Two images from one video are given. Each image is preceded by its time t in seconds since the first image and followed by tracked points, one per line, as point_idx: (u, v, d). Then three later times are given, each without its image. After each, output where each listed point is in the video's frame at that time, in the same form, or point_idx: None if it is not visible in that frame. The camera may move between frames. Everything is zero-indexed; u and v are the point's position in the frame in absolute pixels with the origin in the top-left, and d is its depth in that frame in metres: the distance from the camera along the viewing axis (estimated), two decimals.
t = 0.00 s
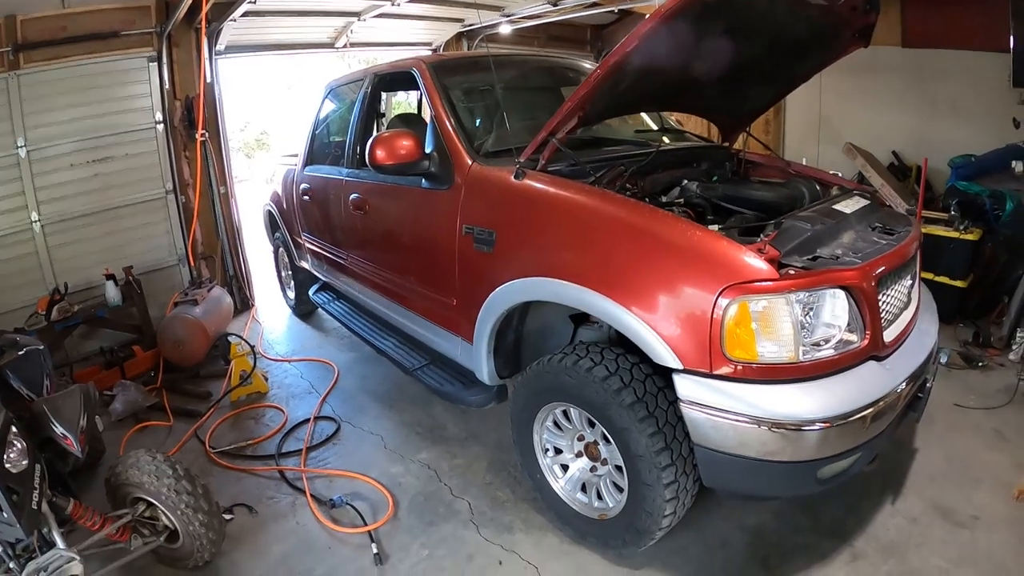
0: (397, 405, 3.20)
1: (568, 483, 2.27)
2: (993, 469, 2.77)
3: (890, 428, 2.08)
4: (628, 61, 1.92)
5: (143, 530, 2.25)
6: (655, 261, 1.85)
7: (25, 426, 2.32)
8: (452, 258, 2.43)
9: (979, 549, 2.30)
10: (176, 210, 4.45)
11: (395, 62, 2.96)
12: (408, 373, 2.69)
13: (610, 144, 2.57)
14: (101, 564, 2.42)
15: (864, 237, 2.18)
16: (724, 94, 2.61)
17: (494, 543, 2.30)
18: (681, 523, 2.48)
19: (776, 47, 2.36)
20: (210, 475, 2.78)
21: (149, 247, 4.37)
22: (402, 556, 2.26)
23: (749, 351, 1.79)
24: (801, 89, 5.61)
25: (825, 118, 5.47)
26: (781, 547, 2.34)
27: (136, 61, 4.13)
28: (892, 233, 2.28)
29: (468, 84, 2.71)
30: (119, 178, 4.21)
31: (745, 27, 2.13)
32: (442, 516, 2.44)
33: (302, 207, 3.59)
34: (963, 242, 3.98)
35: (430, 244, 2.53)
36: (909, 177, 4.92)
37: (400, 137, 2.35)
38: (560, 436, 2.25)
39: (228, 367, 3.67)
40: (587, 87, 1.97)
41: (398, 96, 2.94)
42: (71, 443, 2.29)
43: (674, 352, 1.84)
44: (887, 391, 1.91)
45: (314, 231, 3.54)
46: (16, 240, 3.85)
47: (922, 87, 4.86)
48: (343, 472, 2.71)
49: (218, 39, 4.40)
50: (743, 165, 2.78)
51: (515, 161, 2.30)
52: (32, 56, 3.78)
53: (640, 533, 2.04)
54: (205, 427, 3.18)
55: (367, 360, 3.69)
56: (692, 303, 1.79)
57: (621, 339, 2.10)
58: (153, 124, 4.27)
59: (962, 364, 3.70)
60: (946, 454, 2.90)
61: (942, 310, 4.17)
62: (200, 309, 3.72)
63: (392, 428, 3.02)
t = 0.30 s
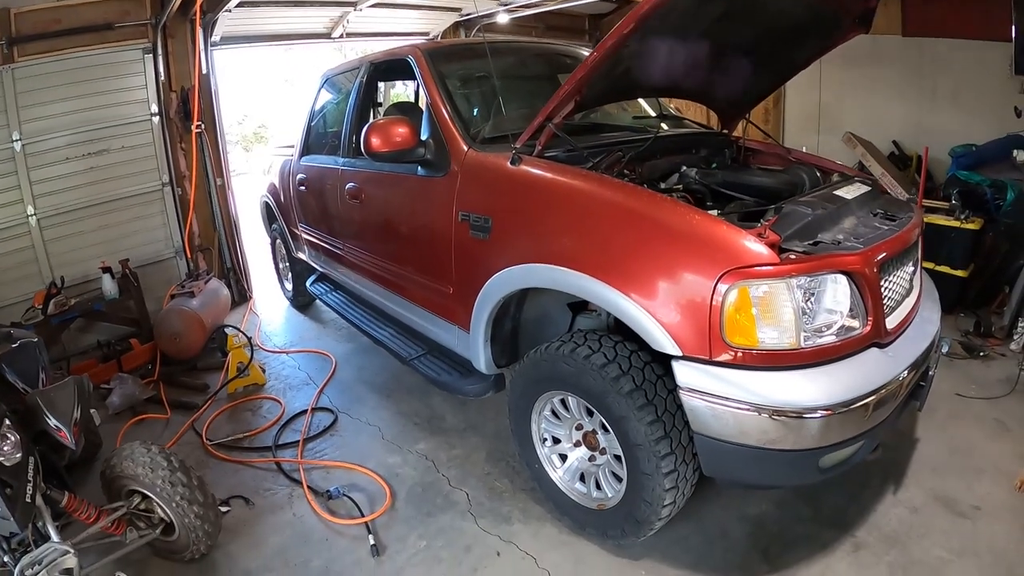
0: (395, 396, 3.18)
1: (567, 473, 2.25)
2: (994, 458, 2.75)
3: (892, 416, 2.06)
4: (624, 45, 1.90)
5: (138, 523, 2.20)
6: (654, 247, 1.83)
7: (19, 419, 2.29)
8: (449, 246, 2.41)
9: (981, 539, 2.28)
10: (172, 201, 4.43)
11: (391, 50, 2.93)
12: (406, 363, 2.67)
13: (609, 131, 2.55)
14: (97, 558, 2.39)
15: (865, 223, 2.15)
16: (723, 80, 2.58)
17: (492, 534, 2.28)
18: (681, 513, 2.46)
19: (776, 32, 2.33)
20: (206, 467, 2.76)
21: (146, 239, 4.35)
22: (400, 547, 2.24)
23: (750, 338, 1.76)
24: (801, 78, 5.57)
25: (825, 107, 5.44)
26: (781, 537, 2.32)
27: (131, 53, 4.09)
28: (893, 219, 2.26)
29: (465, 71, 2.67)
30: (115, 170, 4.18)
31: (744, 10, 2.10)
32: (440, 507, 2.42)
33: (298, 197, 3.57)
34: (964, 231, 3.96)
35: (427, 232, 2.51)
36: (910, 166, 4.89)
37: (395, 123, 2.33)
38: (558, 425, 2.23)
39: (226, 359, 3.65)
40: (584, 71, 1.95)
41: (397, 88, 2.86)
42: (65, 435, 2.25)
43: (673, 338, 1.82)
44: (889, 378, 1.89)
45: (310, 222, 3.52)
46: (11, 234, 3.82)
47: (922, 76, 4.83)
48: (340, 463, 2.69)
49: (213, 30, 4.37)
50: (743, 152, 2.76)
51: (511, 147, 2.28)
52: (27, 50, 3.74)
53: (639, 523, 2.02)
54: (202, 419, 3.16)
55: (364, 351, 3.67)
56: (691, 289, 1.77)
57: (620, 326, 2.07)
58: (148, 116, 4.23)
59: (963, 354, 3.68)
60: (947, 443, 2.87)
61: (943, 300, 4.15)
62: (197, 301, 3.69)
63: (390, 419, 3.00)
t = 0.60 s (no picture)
0: (395, 386, 3.19)
1: (568, 460, 2.26)
2: (993, 446, 2.75)
3: (892, 403, 2.06)
4: (623, 32, 1.90)
5: (141, 515, 2.23)
6: (654, 234, 1.83)
7: (21, 412, 2.29)
8: (449, 235, 2.41)
9: (980, 526, 2.29)
10: (172, 194, 4.42)
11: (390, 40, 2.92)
12: (406, 352, 2.68)
13: (608, 119, 2.55)
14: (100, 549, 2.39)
15: (864, 210, 2.15)
16: (722, 68, 2.57)
17: (493, 522, 2.29)
18: (681, 501, 2.47)
19: (775, 20, 2.32)
20: (208, 458, 2.77)
21: (146, 233, 4.34)
22: (402, 536, 2.25)
23: (750, 324, 1.76)
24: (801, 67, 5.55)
25: (825, 96, 5.42)
26: (782, 524, 2.32)
27: (129, 47, 4.08)
28: (893, 206, 2.26)
29: (464, 60, 2.67)
30: (114, 164, 4.18)
31: None
32: (441, 496, 2.43)
33: (298, 188, 3.57)
34: (964, 220, 3.95)
35: (427, 222, 2.51)
36: (910, 156, 4.88)
37: (395, 113, 2.32)
38: (559, 413, 2.24)
39: (227, 351, 3.65)
40: (582, 59, 1.95)
41: (394, 79, 2.87)
42: (68, 427, 2.27)
43: (673, 324, 1.82)
44: (889, 364, 1.89)
45: (310, 213, 3.52)
46: (12, 229, 3.82)
47: (923, 66, 4.81)
48: (342, 453, 2.70)
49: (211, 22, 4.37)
50: (742, 140, 2.76)
51: (510, 135, 2.29)
52: (25, 45, 3.78)
53: (640, 510, 2.02)
54: (204, 411, 3.17)
55: (365, 342, 3.67)
56: (691, 275, 1.77)
57: (620, 314, 2.08)
58: (147, 110, 4.22)
59: (963, 343, 3.68)
60: (947, 432, 2.88)
61: (943, 289, 4.14)
62: (197, 294, 3.69)
63: (391, 409, 3.00)
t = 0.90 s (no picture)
0: (398, 375, 3.21)
1: (569, 447, 2.28)
2: (993, 433, 2.76)
3: (891, 389, 2.07)
4: (621, 22, 1.90)
5: (148, 505, 2.25)
6: (653, 222, 1.84)
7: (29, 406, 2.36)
8: (449, 225, 2.42)
9: (978, 513, 2.30)
10: (173, 186, 4.42)
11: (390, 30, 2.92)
12: (408, 341, 2.71)
13: (608, 108, 2.56)
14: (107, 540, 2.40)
15: (863, 197, 2.16)
16: (723, 55, 2.56)
17: (496, 509, 2.31)
18: (683, 487, 2.48)
19: (774, 8, 2.32)
20: (214, 448, 2.80)
21: (148, 226, 4.36)
22: (405, 523, 2.28)
23: (749, 311, 1.78)
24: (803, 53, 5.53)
25: (826, 83, 5.40)
26: (782, 510, 2.34)
27: (128, 40, 4.06)
28: (892, 193, 2.27)
29: (463, 50, 2.67)
30: (116, 158, 4.18)
31: None
32: (444, 483, 2.45)
33: (299, 178, 3.58)
34: (965, 208, 3.94)
35: (428, 211, 2.52)
36: (912, 143, 4.86)
37: (394, 103, 2.34)
38: (560, 400, 2.26)
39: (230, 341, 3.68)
40: (580, 49, 1.96)
41: (395, 68, 2.88)
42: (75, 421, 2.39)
43: (673, 311, 1.83)
44: (887, 351, 1.90)
45: (311, 203, 3.53)
46: (15, 223, 3.87)
47: (925, 54, 4.78)
48: (345, 442, 2.72)
49: (210, 15, 4.38)
50: (742, 128, 2.76)
51: (510, 124, 2.30)
52: (25, 40, 3.82)
53: (641, 496, 2.04)
54: (208, 401, 3.19)
55: (367, 332, 3.69)
56: (690, 263, 1.79)
57: (620, 301, 2.09)
58: (147, 103, 4.20)
59: (964, 331, 3.68)
60: (947, 419, 2.88)
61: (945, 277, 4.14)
62: (200, 286, 3.71)
63: (394, 397, 3.03)
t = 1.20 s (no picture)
0: (402, 362, 3.22)
1: (570, 434, 2.29)
2: (995, 423, 2.76)
3: (891, 377, 2.07)
4: (620, 10, 1.90)
5: (154, 493, 2.27)
6: (653, 210, 1.84)
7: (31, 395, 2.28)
8: (451, 213, 2.43)
9: (979, 503, 2.31)
10: (177, 176, 4.44)
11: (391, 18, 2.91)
12: (411, 328, 2.73)
13: (610, 95, 2.55)
14: (114, 527, 2.43)
15: (864, 185, 2.16)
16: (724, 41, 2.55)
17: (498, 495, 2.33)
18: (684, 474, 2.50)
19: None
20: (219, 436, 2.82)
21: (153, 216, 4.39)
22: (408, 510, 2.30)
23: (748, 298, 1.78)
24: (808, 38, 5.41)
25: (832, 70, 5.30)
26: (783, 497, 2.36)
27: (131, 32, 4.06)
28: (894, 181, 2.26)
29: (465, 38, 2.66)
30: (120, 149, 4.21)
31: None
32: (447, 470, 2.47)
33: (303, 167, 3.58)
34: (970, 196, 3.92)
35: (430, 199, 2.53)
36: (917, 131, 4.80)
37: (395, 92, 2.34)
38: (561, 387, 2.27)
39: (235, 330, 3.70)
40: (580, 36, 1.96)
41: (400, 56, 2.84)
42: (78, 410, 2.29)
43: (672, 299, 1.84)
44: (888, 339, 1.90)
45: (315, 192, 3.54)
46: (20, 217, 3.88)
47: (931, 41, 4.69)
48: (349, 429, 2.74)
49: (212, 5, 4.34)
50: (745, 115, 2.75)
51: (510, 112, 2.30)
52: (27, 34, 3.78)
53: (641, 483, 2.06)
54: (213, 390, 3.22)
55: (371, 320, 3.70)
56: (689, 251, 1.79)
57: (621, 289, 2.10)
58: (150, 94, 4.22)
59: (968, 320, 3.66)
60: (949, 408, 2.88)
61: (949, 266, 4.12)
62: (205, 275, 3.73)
63: (397, 385, 3.04)
